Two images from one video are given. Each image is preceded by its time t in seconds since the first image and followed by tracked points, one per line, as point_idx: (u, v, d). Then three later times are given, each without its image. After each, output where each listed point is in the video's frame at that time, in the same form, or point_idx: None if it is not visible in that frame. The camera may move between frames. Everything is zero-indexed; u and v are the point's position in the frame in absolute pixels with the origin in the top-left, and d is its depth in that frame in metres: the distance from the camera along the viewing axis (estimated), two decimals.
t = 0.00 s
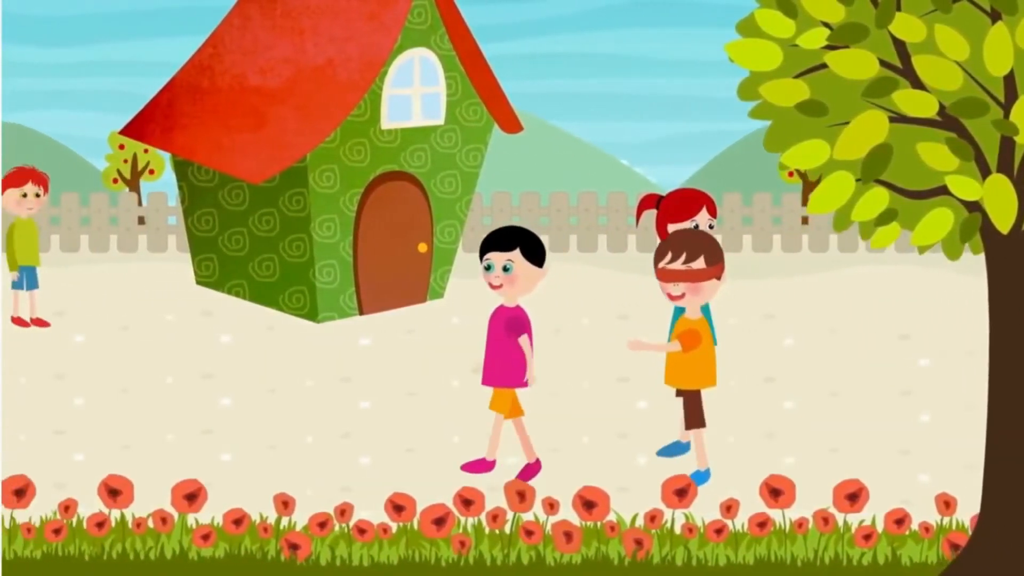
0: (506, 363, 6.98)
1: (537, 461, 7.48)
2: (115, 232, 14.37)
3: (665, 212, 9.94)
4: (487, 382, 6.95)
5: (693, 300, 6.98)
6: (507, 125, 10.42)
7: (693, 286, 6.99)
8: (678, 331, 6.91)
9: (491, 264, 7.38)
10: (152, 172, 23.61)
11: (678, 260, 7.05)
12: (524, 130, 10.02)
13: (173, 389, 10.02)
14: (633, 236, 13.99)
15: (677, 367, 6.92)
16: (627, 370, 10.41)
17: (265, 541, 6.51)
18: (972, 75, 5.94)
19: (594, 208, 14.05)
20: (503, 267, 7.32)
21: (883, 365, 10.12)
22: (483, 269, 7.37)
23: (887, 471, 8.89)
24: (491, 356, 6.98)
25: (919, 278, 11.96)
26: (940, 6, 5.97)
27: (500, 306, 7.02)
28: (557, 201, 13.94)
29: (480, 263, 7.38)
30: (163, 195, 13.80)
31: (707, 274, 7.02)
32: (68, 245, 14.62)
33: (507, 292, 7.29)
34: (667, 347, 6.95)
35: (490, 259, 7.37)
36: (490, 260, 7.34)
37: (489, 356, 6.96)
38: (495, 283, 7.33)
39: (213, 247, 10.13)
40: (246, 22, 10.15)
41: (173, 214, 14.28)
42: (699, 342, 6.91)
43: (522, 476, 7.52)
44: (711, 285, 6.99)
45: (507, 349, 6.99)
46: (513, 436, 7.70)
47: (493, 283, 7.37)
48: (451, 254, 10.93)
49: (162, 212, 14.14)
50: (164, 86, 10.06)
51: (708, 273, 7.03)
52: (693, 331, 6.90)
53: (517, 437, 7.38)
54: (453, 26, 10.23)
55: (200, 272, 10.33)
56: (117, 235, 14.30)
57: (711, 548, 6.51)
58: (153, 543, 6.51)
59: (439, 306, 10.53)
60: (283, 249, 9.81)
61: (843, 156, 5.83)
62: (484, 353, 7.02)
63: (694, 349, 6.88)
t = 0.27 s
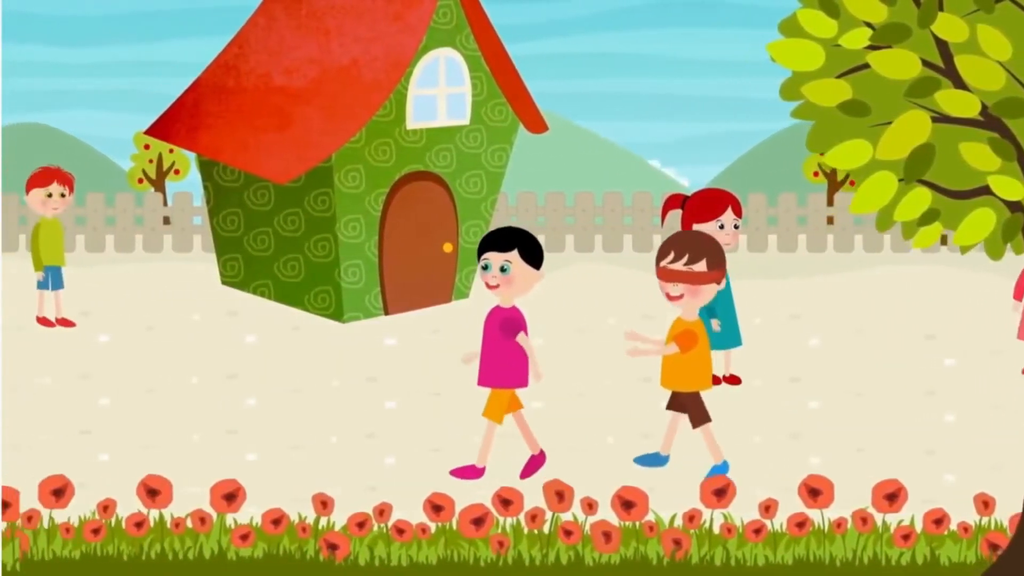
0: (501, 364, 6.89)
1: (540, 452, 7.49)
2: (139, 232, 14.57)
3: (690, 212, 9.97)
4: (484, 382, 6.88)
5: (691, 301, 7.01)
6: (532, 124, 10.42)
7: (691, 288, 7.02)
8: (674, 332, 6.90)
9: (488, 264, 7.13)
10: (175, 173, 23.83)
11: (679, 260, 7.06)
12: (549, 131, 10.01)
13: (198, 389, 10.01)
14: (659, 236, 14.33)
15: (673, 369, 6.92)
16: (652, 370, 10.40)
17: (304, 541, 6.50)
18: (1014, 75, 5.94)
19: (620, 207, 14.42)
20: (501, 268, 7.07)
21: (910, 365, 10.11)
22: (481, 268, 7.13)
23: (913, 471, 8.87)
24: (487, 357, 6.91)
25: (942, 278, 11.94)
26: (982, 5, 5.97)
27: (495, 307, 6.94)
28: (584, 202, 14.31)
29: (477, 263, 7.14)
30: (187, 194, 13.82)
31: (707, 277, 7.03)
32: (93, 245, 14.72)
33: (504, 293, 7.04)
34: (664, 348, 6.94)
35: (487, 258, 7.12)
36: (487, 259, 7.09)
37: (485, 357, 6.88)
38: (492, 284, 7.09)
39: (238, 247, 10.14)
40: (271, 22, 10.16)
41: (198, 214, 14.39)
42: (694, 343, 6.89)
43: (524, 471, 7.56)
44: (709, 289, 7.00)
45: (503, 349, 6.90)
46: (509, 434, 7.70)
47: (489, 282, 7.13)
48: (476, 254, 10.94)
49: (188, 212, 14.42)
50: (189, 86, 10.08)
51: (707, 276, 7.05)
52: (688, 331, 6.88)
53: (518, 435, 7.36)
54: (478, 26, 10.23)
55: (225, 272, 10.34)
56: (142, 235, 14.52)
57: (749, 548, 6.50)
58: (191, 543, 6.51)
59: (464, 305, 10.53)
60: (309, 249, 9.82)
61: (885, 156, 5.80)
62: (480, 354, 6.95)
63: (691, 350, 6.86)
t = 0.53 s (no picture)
0: (493, 363, 6.80)
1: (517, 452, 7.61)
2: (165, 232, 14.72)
3: (716, 211, 9.95)
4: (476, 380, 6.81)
5: (687, 302, 6.99)
6: (557, 124, 10.40)
7: (688, 288, 7.00)
8: (671, 332, 6.89)
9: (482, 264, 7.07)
10: (202, 172, 24.01)
11: (677, 260, 7.04)
12: (574, 130, 9.99)
13: (224, 389, 10.00)
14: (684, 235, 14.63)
15: (671, 369, 6.90)
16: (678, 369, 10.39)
17: (343, 540, 6.51)
18: None
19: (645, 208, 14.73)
20: (493, 267, 6.99)
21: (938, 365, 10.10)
22: (474, 270, 7.07)
23: (939, 471, 8.86)
24: (480, 354, 6.82)
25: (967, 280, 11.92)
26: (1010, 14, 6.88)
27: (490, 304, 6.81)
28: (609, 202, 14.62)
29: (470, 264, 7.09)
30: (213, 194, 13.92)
31: (704, 277, 7.02)
32: (120, 245, 14.82)
33: (497, 291, 6.95)
34: (660, 348, 6.93)
35: (479, 259, 7.06)
36: (478, 260, 7.03)
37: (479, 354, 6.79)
38: (486, 284, 7.02)
39: (264, 248, 10.16)
40: (297, 22, 10.19)
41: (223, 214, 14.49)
42: (691, 343, 6.87)
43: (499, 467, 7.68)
44: (706, 290, 6.97)
45: (496, 349, 6.78)
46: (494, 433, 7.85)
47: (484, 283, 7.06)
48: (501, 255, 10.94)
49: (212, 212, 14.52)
50: (215, 86, 10.10)
51: (704, 277, 7.02)
52: (685, 331, 6.86)
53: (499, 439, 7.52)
54: (503, 26, 10.21)
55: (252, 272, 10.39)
56: (168, 235, 14.68)
57: (788, 548, 6.49)
58: (230, 543, 6.52)
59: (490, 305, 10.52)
60: (334, 248, 9.83)
61: (926, 155, 6.39)
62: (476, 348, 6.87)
63: (687, 350, 6.84)
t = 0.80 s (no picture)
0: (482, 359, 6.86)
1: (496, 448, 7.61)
2: (186, 232, 15.00)
3: (737, 211, 9.95)
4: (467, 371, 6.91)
5: (681, 301, 6.94)
6: (579, 124, 10.40)
7: (682, 287, 6.94)
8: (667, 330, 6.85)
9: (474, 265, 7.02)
10: (224, 172, 24.19)
11: (668, 260, 6.96)
12: (595, 130, 9.99)
13: (246, 389, 10.00)
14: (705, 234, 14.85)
15: (669, 367, 6.86)
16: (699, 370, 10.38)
17: (376, 540, 6.52)
18: None
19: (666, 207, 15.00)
20: (486, 268, 6.95)
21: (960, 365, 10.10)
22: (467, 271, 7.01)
23: (961, 471, 8.86)
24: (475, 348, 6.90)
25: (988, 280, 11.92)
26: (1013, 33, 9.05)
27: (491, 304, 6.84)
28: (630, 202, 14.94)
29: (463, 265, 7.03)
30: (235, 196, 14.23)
31: (696, 275, 6.95)
32: (142, 245, 14.95)
33: (494, 293, 6.93)
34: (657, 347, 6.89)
35: (472, 260, 7.02)
36: (471, 262, 6.97)
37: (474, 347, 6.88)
38: (480, 286, 6.97)
39: (285, 248, 10.17)
40: (318, 22, 10.20)
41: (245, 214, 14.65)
42: (689, 341, 6.83)
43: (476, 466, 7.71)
44: (700, 287, 6.92)
45: (487, 347, 6.83)
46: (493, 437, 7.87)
47: (478, 284, 7.02)
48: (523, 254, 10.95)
49: (233, 214, 14.80)
50: (236, 86, 10.12)
51: (696, 274, 6.97)
52: (682, 330, 6.83)
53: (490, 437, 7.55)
54: (524, 26, 10.22)
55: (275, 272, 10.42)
56: (190, 235, 14.98)
57: (821, 548, 6.49)
58: (263, 543, 6.52)
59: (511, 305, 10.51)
60: (356, 248, 9.84)
61: (965, 153, 8.64)
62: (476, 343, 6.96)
63: (683, 348, 6.79)
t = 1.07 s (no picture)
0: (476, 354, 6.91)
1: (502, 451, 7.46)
2: (212, 231, 15.19)
3: (764, 210, 9.96)
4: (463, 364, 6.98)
5: (675, 301, 6.90)
6: (605, 124, 10.40)
7: (675, 287, 6.90)
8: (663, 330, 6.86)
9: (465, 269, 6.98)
10: (250, 171, 24.40)
11: (659, 262, 6.92)
12: (621, 130, 9.98)
13: (271, 389, 9.99)
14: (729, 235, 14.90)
15: (664, 366, 6.88)
16: (724, 370, 10.36)
17: (414, 541, 6.53)
18: None
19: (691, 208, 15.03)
20: (479, 271, 6.92)
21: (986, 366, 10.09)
22: (458, 275, 6.97)
23: (987, 471, 8.85)
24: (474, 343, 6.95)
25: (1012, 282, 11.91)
26: None
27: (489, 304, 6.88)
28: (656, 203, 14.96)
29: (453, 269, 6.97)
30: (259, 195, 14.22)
31: (688, 274, 6.90)
32: (166, 244, 15.16)
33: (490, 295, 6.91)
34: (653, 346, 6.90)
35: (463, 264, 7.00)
36: (464, 266, 6.93)
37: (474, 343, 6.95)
38: (474, 289, 6.95)
39: (311, 248, 10.17)
40: (344, 22, 10.20)
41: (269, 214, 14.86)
42: (684, 341, 6.84)
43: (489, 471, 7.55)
44: (693, 286, 6.88)
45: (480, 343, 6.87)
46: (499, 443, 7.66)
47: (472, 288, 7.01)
48: (548, 254, 10.94)
49: (257, 212, 14.86)
50: (262, 86, 10.13)
51: (688, 273, 6.92)
52: (677, 330, 6.84)
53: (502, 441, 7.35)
54: (550, 26, 10.21)
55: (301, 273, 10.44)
56: (215, 235, 15.15)
57: (860, 548, 6.50)
58: (302, 543, 6.51)
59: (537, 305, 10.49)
60: (382, 248, 9.83)
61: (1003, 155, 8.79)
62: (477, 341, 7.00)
63: (680, 347, 6.82)
